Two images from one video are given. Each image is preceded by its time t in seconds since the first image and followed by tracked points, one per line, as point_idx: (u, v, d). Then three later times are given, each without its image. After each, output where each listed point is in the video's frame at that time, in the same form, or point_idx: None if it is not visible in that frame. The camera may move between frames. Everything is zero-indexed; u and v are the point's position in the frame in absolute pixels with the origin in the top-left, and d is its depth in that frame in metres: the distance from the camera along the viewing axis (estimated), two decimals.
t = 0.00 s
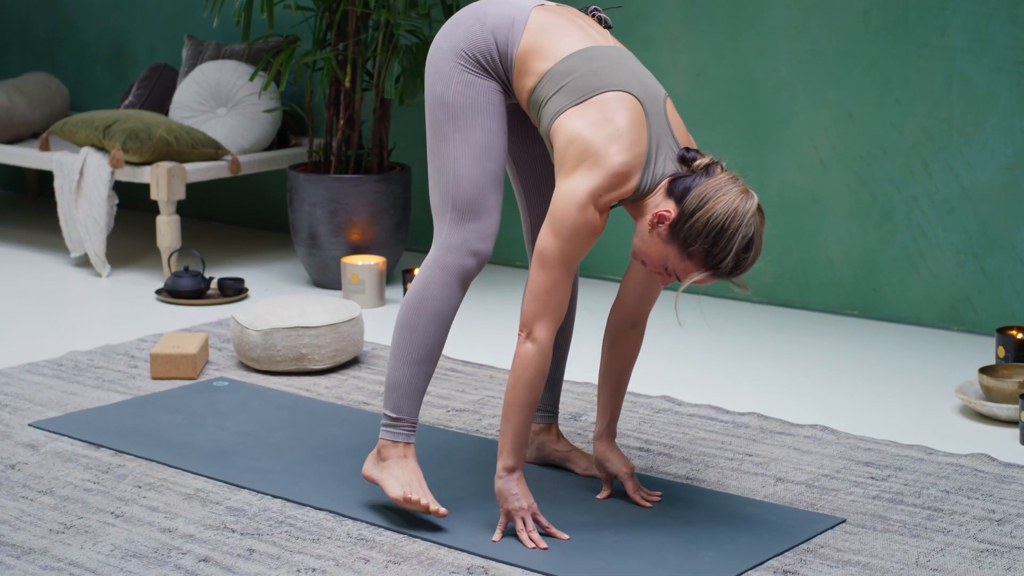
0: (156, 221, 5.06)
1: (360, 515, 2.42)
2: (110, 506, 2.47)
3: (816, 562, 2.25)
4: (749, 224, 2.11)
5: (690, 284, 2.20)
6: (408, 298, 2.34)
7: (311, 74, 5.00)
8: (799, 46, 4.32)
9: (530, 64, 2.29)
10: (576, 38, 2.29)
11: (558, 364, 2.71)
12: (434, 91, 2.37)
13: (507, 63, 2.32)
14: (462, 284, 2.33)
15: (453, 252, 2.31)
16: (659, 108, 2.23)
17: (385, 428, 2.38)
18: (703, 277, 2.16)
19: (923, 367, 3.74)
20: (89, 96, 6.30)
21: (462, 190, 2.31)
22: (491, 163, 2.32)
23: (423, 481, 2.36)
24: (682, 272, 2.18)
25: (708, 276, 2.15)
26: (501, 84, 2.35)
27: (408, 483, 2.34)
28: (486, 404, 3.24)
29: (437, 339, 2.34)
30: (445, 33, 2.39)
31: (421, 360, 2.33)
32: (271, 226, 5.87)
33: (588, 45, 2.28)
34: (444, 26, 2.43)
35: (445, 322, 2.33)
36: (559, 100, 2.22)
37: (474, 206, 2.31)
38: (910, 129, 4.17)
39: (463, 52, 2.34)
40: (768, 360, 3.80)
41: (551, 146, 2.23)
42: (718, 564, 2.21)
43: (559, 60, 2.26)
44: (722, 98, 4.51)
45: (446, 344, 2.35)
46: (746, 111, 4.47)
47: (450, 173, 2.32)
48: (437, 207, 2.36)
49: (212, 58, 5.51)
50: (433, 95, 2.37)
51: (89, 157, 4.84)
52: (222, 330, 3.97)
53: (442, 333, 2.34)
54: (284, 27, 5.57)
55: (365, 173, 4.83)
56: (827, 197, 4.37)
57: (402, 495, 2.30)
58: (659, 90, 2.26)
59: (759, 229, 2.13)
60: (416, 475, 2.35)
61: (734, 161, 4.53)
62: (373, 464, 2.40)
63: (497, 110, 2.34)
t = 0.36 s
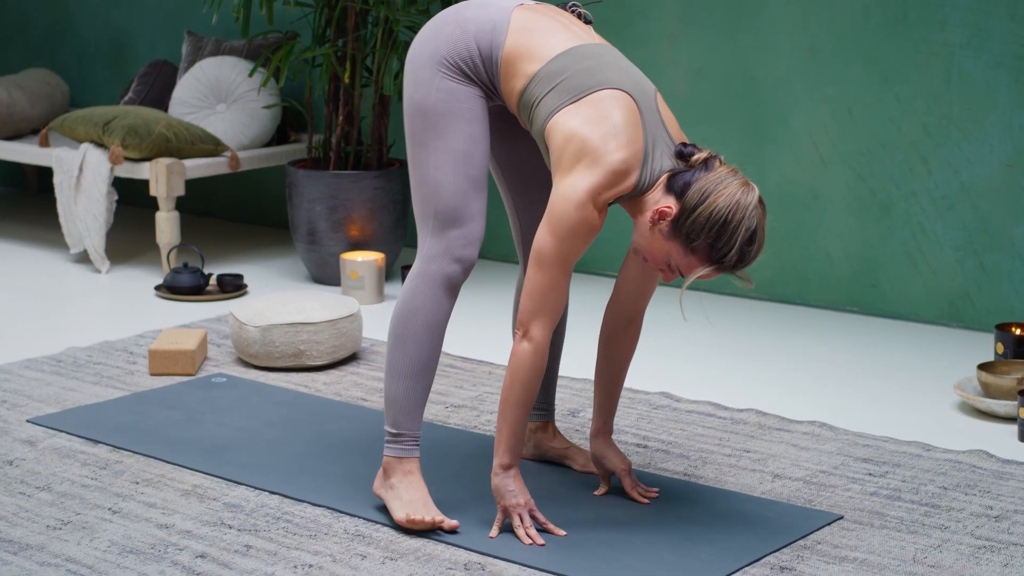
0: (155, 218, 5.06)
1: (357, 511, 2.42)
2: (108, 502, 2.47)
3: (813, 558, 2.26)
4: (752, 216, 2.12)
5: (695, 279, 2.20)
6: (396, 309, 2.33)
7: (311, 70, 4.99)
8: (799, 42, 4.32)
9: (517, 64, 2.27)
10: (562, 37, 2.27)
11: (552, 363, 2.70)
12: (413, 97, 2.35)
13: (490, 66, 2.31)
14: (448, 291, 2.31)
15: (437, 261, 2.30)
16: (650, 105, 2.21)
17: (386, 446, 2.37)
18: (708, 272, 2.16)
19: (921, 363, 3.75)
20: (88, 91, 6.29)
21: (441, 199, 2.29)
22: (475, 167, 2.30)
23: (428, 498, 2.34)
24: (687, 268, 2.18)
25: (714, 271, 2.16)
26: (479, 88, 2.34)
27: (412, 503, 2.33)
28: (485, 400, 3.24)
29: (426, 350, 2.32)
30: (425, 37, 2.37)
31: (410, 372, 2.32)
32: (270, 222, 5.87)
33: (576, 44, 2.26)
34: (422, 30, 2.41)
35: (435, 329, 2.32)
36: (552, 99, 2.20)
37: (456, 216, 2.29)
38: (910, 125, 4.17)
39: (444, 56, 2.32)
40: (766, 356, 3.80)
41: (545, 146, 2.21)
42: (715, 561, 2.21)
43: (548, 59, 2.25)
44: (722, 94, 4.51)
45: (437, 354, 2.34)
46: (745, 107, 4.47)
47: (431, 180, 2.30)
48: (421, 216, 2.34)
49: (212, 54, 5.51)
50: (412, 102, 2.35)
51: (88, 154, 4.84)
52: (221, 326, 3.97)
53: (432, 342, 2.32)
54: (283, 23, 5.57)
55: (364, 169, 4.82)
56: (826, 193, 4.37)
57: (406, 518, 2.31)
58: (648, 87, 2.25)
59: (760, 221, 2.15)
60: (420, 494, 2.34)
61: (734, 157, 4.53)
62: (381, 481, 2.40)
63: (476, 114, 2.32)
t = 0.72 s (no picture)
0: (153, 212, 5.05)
1: (355, 505, 2.42)
2: (106, 495, 2.47)
3: (811, 552, 2.26)
4: (744, 198, 2.11)
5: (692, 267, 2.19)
6: (375, 318, 2.33)
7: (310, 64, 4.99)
8: (799, 35, 4.31)
9: (486, 61, 2.27)
10: (529, 32, 2.27)
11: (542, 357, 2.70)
12: (378, 100, 2.34)
13: (455, 64, 2.30)
14: (427, 295, 2.31)
15: (415, 266, 2.30)
16: (625, 96, 2.22)
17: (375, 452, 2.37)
18: (705, 259, 2.15)
19: (919, 356, 3.75)
20: (87, 84, 6.28)
21: (412, 203, 2.29)
22: (444, 168, 2.31)
23: (418, 496, 2.35)
24: (683, 257, 2.17)
25: (710, 258, 2.15)
26: (440, 86, 2.33)
27: (403, 505, 2.33)
28: (483, 394, 3.24)
29: (408, 355, 2.32)
30: (386, 38, 2.36)
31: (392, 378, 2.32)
32: (269, 216, 5.86)
33: (543, 39, 2.26)
34: (383, 30, 2.40)
35: (416, 332, 2.31)
36: (528, 95, 2.20)
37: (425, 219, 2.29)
38: (909, 119, 4.16)
39: (406, 57, 2.31)
40: (766, 349, 3.81)
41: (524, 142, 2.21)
42: (712, 554, 2.21)
43: (519, 53, 2.25)
44: (722, 87, 4.50)
45: (420, 358, 2.34)
46: (744, 101, 4.47)
47: (400, 183, 2.30)
48: (392, 221, 2.34)
49: (212, 48, 5.50)
50: (375, 105, 2.35)
51: (87, 147, 4.83)
52: (219, 320, 3.97)
53: (413, 345, 2.32)
54: (282, 16, 5.56)
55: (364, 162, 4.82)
56: (825, 186, 4.37)
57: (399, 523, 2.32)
58: (620, 78, 2.25)
59: (753, 202, 2.13)
60: (411, 494, 2.35)
61: (734, 150, 4.53)
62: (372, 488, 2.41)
63: (440, 114, 2.32)
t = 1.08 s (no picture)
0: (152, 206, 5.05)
1: (355, 499, 2.42)
2: (105, 490, 2.47)
3: (810, 547, 2.26)
4: (722, 175, 2.11)
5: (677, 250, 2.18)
6: (361, 316, 2.33)
7: (309, 58, 4.98)
8: (797, 30, 4.31)
9: (454, 59, 2.29)
10: (498, 29, 2.29)
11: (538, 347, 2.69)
12: (348, 101, 2.36)
13: (422, 59, 2.32)
14: (412, 289, 2.31)
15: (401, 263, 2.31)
16: (594, 89, 2.24)
17: (369, 450, 2.38)
18: (689, 240, 2.14)
19: (920, 351, 3.75)
20: (86, 79, 6.28)
21: (392, 199, 2.30)
22: (419, 162, 2.32)
23: (418, 486, 2.35)
24: (667, 240, 2.16)
25: (694, 237, 2.13)
26: (411, 82, 2.36)
27: (404, 494, 2.33)
28: (482, 388, 3.24)
29: (396, 351, 2.32)
30: (351, 40, 2.38)
31: (381, 375, 2.32)
32: (269, 210, 5.86)
33: (512, 35, 2.29)
34: (347, 32, 2.42)
35: (403, 327, 2.32)
36: (497, 91, 2.21)
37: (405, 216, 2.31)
38: (907, 113, 4.16)
39: (374, 56, 2.33)
40: (766, 344, 3.81)
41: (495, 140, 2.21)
42: (711, 549, 2.22)
43: (486, 51, 2.26)
44: (721, 82, 4.50)
45: (408, 352, 2.34)
46: (743, 95, 4.47)
47: (377, 181, 2.31)
48: (373, 220, 2.35)
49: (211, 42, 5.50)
50: (347, 106, 2.36)
51: (86, 141, 4.83)
52: (219, 314, 3.97)
53: (401, 340, 2.32)
54: (281, 10, 5.55)
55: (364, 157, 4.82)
56: (824, 181, 4.37)
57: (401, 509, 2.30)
58: (588, 72, 2.27)
59: (732, 179, 2.13)
60: (411, 483, 2.35)
61: (734, 144, 4.53)
62: (370, 484, 2.41)
63: (412, 109, 2.35)
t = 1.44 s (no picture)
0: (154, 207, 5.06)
1: (357, 500, 2.42)
2: (107, 491, 2.47)
3: (812, 547, 2.26)
4: (718, 160, 2.10)
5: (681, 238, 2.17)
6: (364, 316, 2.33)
7: (310, 59, 4.99)
8: (798, 30, 4.31)
9: (448, 64, 2.30)
10: (494, 33, 2.30)
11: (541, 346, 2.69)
12: (347, 109, 2.37)
13: (419, 62, 2.33)
14: (414, 289, 2.31)
15: (404, 263, 2.30)
16: (591, 91, 2.24)
17: (374, 449, 2.37)
18: (691, 227, 2.13)
19: (922, 352, 3.75)
20: (87, 79, 6.28)
21: (392, 199, 2.31)
22: (420, 162, 2.33)
23: (425, 492, 2.36)
24: (669, 230, 2.16)
25: (696, 225, 2.13)
26: (409, 85, 2.37)
27: (410, 500, 2.34)
28: (484, 389, 3.24)
29: (400, 351, 2.32)
30: (347, 50, 2.39)
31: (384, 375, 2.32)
32: (270, 210, 5.86)
33: (508, 39, 2.29)
34: (347, 40, 2.44)
35: (405, 325, 2.32)
36: (493, 93, 2.21)
37: (406, 215, 2.31)
38: (909, 113, 4.16)
39: (371, 63, 2.34)
40: (767, 345, 3.81)
41: (491, 143, 2.21)
42: (715, 549, 2.21)
43: (480, 55, 2.27)
44: (722, 82, 4.50)
45: (411, 352, 2.34)
46: (743, 95, 4.47)
47: (378, 183, 2.32)
48: (376, 222, 2.35)
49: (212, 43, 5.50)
50: (347, 113, 2.38)
51: (87, 142, 4.83)
52: (220, 315, 3.97)
53: (405, 339, 2.32)
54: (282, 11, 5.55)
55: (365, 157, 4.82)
56: (825, 181, 4.36)
57: (405, 517, 2.32)
58: (585, 75, 2.27)
59: (729, 164, 2.12)
60: (418, 489, 2.36)
61: (736, 144, 4.53)
62: (374, 486, 2.41)
63: (411, 110, 2.35)
